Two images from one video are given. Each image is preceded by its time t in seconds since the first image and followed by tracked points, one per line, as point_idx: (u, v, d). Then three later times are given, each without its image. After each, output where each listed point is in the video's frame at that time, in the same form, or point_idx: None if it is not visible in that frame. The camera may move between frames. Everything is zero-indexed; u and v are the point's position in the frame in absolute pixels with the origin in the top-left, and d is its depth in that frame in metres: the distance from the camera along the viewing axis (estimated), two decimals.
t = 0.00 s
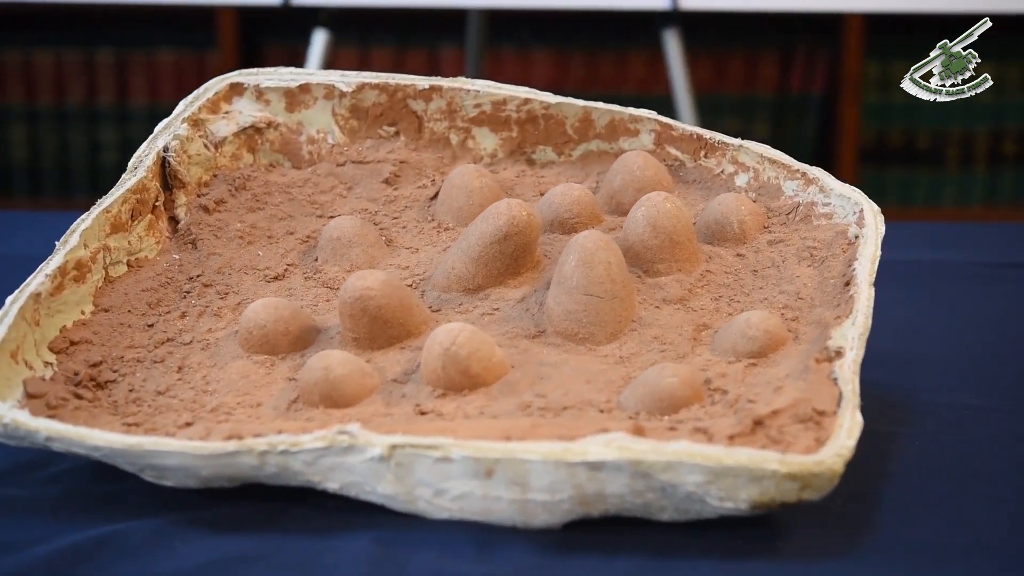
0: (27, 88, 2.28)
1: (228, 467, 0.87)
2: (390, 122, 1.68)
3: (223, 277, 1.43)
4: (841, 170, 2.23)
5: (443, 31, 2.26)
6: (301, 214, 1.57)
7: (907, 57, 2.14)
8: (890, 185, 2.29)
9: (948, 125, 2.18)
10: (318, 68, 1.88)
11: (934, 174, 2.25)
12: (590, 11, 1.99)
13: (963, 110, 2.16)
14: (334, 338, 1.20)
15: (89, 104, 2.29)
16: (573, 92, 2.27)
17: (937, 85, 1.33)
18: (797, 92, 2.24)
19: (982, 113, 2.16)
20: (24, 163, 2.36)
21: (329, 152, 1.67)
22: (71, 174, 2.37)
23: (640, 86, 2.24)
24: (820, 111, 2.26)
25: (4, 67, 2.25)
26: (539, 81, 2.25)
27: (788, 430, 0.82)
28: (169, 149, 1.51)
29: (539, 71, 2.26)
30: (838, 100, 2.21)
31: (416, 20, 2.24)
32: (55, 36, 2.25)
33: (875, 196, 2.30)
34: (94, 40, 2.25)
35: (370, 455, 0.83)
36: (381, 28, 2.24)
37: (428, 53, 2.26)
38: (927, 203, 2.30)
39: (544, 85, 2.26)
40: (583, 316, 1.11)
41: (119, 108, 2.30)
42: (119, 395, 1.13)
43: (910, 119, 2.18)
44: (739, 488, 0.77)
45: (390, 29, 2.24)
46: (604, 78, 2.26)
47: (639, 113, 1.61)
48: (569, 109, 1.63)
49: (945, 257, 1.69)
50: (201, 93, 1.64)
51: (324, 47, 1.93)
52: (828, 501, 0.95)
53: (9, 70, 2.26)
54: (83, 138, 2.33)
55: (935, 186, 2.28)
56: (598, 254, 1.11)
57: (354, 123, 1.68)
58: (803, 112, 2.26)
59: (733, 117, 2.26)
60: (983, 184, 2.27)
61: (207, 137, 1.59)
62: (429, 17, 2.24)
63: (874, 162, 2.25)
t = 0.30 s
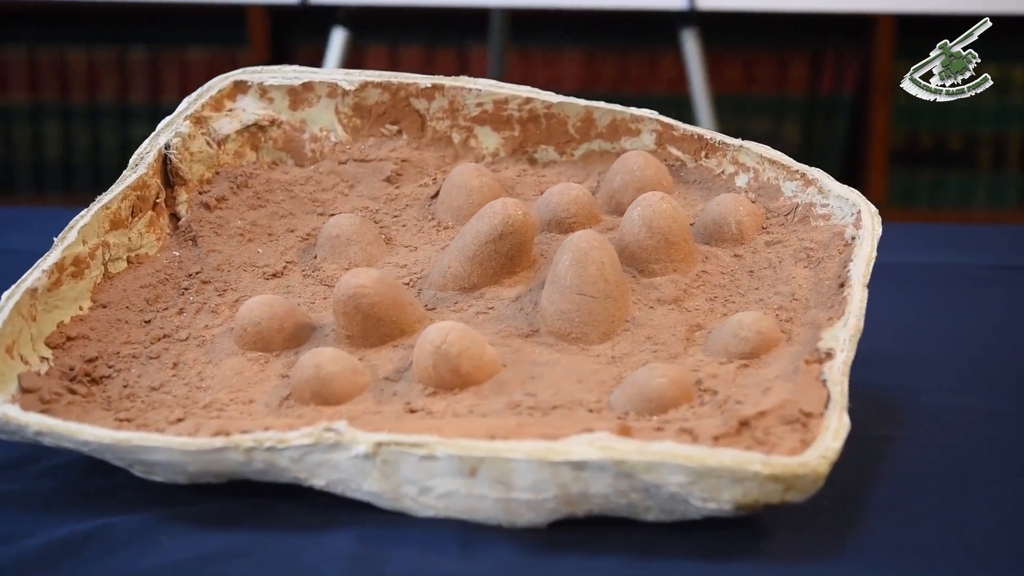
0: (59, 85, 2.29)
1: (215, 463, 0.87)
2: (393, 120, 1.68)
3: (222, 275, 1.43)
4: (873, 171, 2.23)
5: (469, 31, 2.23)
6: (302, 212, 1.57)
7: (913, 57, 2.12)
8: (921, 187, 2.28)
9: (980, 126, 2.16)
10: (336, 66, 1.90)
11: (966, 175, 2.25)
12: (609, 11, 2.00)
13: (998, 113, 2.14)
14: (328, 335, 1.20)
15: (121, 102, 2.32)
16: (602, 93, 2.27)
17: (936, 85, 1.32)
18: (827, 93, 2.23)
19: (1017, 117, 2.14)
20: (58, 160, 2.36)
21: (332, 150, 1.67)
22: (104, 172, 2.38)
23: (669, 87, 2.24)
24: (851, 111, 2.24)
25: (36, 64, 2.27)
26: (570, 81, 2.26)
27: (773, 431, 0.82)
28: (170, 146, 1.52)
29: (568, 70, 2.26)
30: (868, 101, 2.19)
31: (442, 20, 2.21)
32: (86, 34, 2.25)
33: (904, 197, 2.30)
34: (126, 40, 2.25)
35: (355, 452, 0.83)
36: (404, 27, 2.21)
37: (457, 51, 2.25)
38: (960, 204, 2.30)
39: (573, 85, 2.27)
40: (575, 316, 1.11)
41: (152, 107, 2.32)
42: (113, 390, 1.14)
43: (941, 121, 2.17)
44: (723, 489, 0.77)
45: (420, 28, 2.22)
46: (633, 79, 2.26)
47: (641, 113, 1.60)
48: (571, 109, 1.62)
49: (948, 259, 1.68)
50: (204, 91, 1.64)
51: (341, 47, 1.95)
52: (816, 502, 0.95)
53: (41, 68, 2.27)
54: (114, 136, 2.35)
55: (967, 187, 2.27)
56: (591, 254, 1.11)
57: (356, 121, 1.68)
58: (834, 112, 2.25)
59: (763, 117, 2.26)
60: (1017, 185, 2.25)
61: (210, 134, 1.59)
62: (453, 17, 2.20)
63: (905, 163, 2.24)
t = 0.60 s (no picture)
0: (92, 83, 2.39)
1: (203, 458, 0.87)
2: (397, 118, 1.68)
3: (222, 271, 1.44)
4: (905, 169, 2.34)
5: (498, 31, 2.34)
6: (304, 208, 1.58)
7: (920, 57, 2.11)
8: (956, 187, 2.40)
9: (1013, 128, 2.27)
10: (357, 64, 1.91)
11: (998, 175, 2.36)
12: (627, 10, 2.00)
13: None
14: (324, 332, 1.21)
15: (155, 99, 2.40)
16: (635, 91, 2.38)
17: (937, 85, 1.31)
18: (860, 94, 2.32)
19: None
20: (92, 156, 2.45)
21: (335, 147, 1.67)
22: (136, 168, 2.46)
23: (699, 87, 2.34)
24: (882, 113, 2.35)
25: (72, 62, 2.36)
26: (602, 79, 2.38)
27: (760, 432, 0.81)
28: (173, 142, 1.53)
29: (601, 69, 2.38)
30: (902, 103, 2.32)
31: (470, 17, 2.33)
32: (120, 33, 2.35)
33: (936, 199, 2.42)
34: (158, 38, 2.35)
35: (342, 448, 0.83)
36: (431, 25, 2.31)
37: (490, 51, 2.37)
38: (992, 205, 2.41)
39: (606, 83, 2.38)
40: (569, 314, 1.11)
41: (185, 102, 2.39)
42: (108, 385, 1.15)
43: (973, 122, 2.29)
44: (707, 489, 0.77)
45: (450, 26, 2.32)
46: (665, 78, 2.37)
47: (643, 112, 1.58)
48: (573, 108, 1.61)
49: (953, 261, 1.67)
50: (209, 88, 1.65)
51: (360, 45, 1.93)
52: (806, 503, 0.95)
53: (76, 65, 2.36)
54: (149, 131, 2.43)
55: (999, 187, 2.39)
56: (585, 252, 1.10)
57: (361, 118, 1.68)
58: (865, 113, 2.36)
59: (796, 116, 2.36)
60: None
61: (214, 131, 1.60)
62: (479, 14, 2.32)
63: (938, 165, 2.38)
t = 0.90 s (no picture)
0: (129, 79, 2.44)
1: (194, 452, 0.88)
2: (403, 116, 1.67)
3: (225, 266, 1.45)
4: (938, 172, 2.36)
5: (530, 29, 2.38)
6: (308, 205, 1.58)
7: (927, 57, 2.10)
8: (991, 189, 2.41)
9: None
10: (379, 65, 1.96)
11: None
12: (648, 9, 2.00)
13: None
14: (322, 328, 1.21)
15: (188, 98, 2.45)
16: (669, 91, 2.40)
17: (936, 86, 1.30)
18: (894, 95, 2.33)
19: None
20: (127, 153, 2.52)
21: (341, 145, 1.66)
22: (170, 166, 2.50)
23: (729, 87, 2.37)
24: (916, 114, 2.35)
25: (107, 58, 2.42)
26: (635, 78, 2.40)
27: (747, 431, 0.81)
28: (179, 139, 1.52)
29: (633, 68, 2.40)
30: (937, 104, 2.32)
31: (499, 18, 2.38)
32: (154, 30, 2.41)
33: (972, 199, 2.43)
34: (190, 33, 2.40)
35: (331, 444, 0.84)
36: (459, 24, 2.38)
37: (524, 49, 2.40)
38: None
39: (640, 83, 2.40)
40: (565, 312, 1.10)
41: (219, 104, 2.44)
42: (107, 379, 1.16)
43: (1009, 125, 2.29)
44: (692, 488, 0.77)
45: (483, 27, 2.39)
46: (697, 78, 2.39)
47: (647, 111, 1.57)
48: (577, 106, 1.60)
49: (962, 263, 1.66)
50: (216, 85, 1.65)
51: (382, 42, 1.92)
52: (796, 503, 0.95)
53: (111, 62, 2.42)
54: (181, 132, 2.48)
55: None
56: (582, 251, 1.10)
57: (367, 116, 1.67)
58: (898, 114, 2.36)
59: (830, 117, 2.37)
60: None
61: (220, 128, 1.60)
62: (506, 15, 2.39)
63: (974, 167, 2.38)
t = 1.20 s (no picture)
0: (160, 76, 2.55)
1: (188, 446, 0.89)
2: (409, 114, 1.66)
3: (229, 263, 1.44)
4: (970, 170, 2.44)
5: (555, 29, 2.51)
6: (314, 203, 1.57)
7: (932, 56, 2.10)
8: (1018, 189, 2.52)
9: None
10: (397, 63, 2.01)
11: None
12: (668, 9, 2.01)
13: None
14: (322, 324, 1.22)
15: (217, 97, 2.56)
16: (697, 91, 2.49)
17: (936, 86, 1.29)
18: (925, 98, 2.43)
19: None
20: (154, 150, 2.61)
21: (348, 143, 1.65)
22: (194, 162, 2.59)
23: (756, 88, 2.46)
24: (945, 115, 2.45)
25: (139, 56, 2.53)
26: (665, 77, 2.49)
27: (737, 431, 0.81)
28: (185, 136, 1.53)
29: (664, 68, 2.48)
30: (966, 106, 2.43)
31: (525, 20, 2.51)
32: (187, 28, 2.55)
33: (1002, 199, 2.53)
34: (224, 34, 2.55)
35: (323, 440, 0.84)
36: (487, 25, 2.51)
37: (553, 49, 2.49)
38: None
39: (669, 83, 2.49)
40: (563, 311, 1.10)
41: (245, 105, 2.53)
42: (107, 373, 1.18)
43: None
44: (681, 487, 0.77)
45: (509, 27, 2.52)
46: (724, 79, 2.49)
47: (652, 111, 1.55)
48: (582, 105, 1.58)
49: (971, 265, 1.65)
50: (224, 82, 1.65)
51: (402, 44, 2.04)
52: (789, 504, 0.95)
53: (144, 59, 2.54)
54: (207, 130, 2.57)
55: None
56: (581, 250, 1.10)
57: (374, 114, 1.66)
58: (929, 117, 2.45)
59: (858, 117, 2.46)
60: None
61: (227, 125, 1.60)
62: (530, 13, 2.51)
63: (1004, 166, 2.49)
